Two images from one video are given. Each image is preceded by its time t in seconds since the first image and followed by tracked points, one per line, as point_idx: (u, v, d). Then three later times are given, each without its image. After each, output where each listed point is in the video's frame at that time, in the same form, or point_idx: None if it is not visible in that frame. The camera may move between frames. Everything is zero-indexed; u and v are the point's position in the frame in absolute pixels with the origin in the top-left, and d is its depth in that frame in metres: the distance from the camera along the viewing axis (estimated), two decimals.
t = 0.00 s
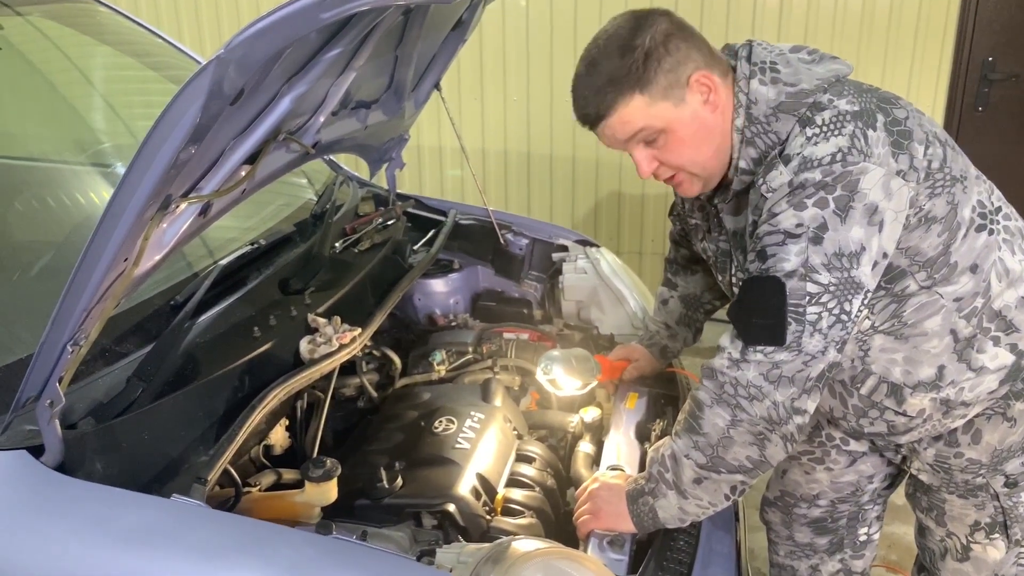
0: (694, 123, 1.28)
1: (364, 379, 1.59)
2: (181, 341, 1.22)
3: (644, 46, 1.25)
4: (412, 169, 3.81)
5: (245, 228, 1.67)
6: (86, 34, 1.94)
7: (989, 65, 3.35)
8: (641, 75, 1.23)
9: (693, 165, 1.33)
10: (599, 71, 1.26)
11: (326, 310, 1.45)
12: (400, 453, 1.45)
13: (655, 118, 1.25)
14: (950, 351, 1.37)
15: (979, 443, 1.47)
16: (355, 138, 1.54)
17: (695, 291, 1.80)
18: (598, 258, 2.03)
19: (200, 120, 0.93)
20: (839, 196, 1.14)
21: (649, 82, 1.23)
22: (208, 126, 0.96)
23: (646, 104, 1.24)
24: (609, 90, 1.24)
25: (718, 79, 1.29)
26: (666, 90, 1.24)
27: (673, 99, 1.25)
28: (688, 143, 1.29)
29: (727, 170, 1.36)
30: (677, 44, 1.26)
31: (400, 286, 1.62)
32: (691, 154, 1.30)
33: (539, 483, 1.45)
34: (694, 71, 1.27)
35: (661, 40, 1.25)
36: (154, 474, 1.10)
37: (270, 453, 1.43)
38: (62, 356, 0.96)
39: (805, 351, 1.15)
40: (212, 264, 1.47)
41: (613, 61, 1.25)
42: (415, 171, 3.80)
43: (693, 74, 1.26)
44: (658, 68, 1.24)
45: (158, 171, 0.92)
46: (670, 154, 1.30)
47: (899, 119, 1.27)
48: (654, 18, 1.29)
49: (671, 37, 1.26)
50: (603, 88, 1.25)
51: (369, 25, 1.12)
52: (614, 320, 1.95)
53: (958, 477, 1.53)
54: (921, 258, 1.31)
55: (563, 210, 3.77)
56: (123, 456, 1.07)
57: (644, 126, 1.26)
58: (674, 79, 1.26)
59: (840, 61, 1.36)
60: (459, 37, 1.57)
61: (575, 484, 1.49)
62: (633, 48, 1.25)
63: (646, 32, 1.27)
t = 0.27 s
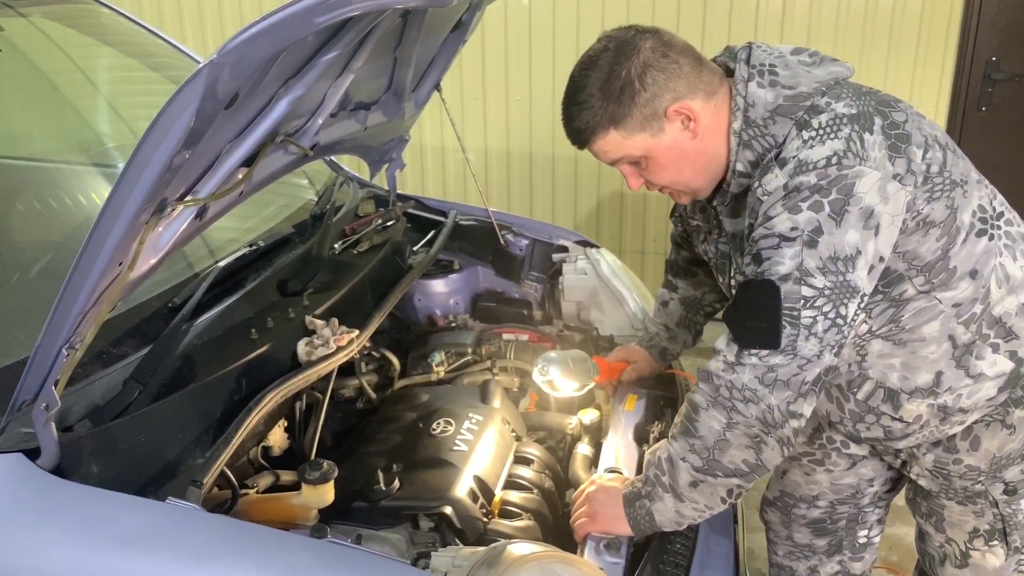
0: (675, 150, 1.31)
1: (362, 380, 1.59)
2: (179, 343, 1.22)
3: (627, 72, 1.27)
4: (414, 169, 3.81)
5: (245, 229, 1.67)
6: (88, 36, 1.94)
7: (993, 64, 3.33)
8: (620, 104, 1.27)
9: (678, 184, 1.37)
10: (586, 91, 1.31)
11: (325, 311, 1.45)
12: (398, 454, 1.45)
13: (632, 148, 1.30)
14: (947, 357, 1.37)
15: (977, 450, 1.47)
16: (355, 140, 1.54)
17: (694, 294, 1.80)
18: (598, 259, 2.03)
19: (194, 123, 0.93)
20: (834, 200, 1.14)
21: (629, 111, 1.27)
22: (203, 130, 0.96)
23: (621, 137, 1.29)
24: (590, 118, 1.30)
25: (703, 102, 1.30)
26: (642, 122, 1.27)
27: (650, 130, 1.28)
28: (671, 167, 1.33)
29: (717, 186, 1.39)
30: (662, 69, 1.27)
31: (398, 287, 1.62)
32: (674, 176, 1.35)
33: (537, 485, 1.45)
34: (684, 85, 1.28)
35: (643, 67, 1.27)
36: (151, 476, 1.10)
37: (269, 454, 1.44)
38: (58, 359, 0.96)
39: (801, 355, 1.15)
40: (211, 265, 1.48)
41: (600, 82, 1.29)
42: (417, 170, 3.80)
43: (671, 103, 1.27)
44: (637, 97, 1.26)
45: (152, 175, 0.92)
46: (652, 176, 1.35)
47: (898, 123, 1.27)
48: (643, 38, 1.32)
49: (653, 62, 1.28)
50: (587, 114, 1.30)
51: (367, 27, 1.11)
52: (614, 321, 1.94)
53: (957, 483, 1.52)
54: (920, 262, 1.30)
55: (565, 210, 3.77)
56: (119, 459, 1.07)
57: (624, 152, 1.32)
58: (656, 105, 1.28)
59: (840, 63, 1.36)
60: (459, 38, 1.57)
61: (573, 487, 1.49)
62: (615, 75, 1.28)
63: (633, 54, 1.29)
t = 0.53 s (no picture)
0: (673, 155, 1.31)
1: (365, 381, 1.60)
2: (182, 345, 1.22)
3: (624, 80, 1.28)
4: (417, 171, 3.81)
5: (248, 231, 1.67)
6: (90, 38, 1.94)
7: (996, 67, 3.33)
8: (617, 112, 1.28)
9: (680, 186, 1.38)
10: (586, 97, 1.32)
11: (328, 314, 1.45)
12: (400, 456, 1.45)
13: (630, 154, 1.32)
14: (950, 363, 1.37)
15: (979, 455, 1.46)
16: (358, 142, 1.54)
17: (696, 296, 1.80)
18: (601, 261, 2.02)
19: (198, 126, 0.93)
20: (832, 200, 1.14)
21: (626, 118, 1.28)
22: (207, 132, 0.96)
23: (619, 144, 1.31)
24: (589, 125, 1.31)
25: (701, 108, 1.29)
26: (639, 129, 1.28)
27: (648, 136, 1.29)
28: (670, 171, 1.34)
29: (720, 189, 1.39)
30: (659, 77, 1.27)
31: (400, 289, 1.62)
32: (674, 180, 1.35)
33: (539, 487, 1.45)
34: (682, 92, 1.28)
35: (639, 76, 1.27)
36: (153, 477, 1.10)
37: (271, 455, 1.44)
38: (62, 360, 0.96)
39: (798, 354, 1.15)
40: (214, 267, 1.48)
41: (599, 88, 1.30)
42: (420, 172, 3.80)
43: (668, 110, 1.27)
44: (634, 105, 1.27)
45: (156, 177, 0.93)
46: (653, 180, 1.37)
47: (900, 123, 1.27)
48: (640, 44, 1.32)
49: (649, 70, 1.27)
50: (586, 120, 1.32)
51: (371, 29, 1.11)
52: (616, 323, 1.94)
53: (959, 489, 1.52)
54: (922, 265, 1.30)
55: (567, 212, 3.76)
56: (122, 460, 1.07)
57: (623, 157, 1.33)
58: (653, 112, 1.28)
59: (844, 64, 1.36)
60: (462, 41, 1.57)
61: (576, 489, 1.49)
62: (613, 82, 1.29)
63: (630, 62, 1.29)
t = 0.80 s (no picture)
0: (672, 164, 1.33)
1: (370, 386, 1.61)
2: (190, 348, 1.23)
3: (622, 91, 1.30)
4: (420, 176, 3.82)
5: (254, 236, 1.69)
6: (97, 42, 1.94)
7: (997, 73, 3.35)
8: (615, 122, 1.30)
9: (680, 195, 1.39)
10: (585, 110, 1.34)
11: (334, 317, 1.46)
12: (406, 459, 1.46)
13: (630, 165, 1.34)
14: (949, 368, 1.38)
15: (978, 461, 1.47)
16: (363, 148, 1.55)
17: (698, 301, 1.81)
18: (604, 266, 2.03)
19: (209, 132, 0.94)
20: (828, 203, 1.15)
21: (625, 128, 1.30)
22: (217, 138, 0.97)
23: (618, 154, 1.32)
24: (589, 136, 1.33)
25: (698, 117, 1.30)
26: (636, 140, 1.30)
27: (646, 146, 1.30)
28: (669, 180, 1.35)
29: (720, 196, 1.39)
30: (658, 87, 1.28)
31: (405, 293, 1.63)
32: (674, 189, 1.36)
33: (544, 491, 1.46)
34: (678, 102, 1.29)
35: (636, 87, 1.29)
36: (162, 480, 1.11)
37: (277, 459, 1.45)
38: (73, 363, 0.98)
39: (798, 356, 1.16)
40: (221, 271, 1.49)
41: (598, 101, 1.32)
42: (424, 177, 3.82)
43: (665, 120, 1.29)
44: (632, 115, 1.29)
45: (168, 182, 0.94)
46: (653, 189, 1.38)
47: (897, 128, 1.26)
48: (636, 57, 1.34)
49: (646, 82, 1.29)
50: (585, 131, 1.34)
51: (378, 36, 1.13)
52: (620, 328, 1.95)
53: (958, 494, 1.53)
54: (920, 268, 1.31)
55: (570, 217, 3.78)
56: (132, 462, 1.08)
57: (622, 168, 1.35)
58: (650, 123, 1.29)
59: (845, 70, 1.37)
60: (466, 47, 1.58)
61: (580, 493, 1.49)
62: (611, 93, 1.31)
63: (627, 74, 1.31)
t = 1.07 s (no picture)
0: (675, 187, 1.35)
1: (374, 391, 1.62)
2: (198, 352, 1.25)
3: (628, 115, 1.31)
4: (423, 183, 3.85)
5: (259, 242, 1.71)
6: (103, 51, 1.97)
7: (996, 81, 3.36)
8: (621, 146, 1.31)
9: (681, 213, 1.42)
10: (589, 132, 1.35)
11: (339, 322, 1.48)
12: (410, 463, 1.47)
13: (634, 187, 1.36)
14: (950, 371, 1.39)
15: (981, 462, 1.48)
16: (367, 155, 1.57)
17: (699, 307, 1.83)
18: (606, 271, 2.05)
19: (219, 139, 0.96)
20: (831, 210, 1.17)
21: (630, 151, 1.31)
22: (226, 146, 0.99)
23: (623, 177, 1.34)
24: (594, 158, 1.35)
25: (701, 141, 1.32)
26: (642, 164, 1.32)
27: (651, 170, 1.32)
28: (673, 200, 1.38)
29: (721, 213, 1.43)
30: (663, 112, 1.29)
31: (409, 299, 1.65)
32: (677, 209, 1.40)
33: (547, 494, 1.47)
34: (683, 126, 1.30)
35: (642, 112, 1.30)
36: (170, 482, 1.12)
37: (283, 463, 1.46)
38: (85, 366, 0.99)
39: (802, 362, 1.17)
40: (227, 278, 1.51)
41: (601, 122, 1.33)
42: (426, 185, 3.85)
43: (670, 145, 1.31)
44: (638, 139, 1.30)
45: (179, 188, 0.96)
46: (656, 209, 1.40)
47: (897, 136, 1.28)
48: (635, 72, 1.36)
49: (652, 107, 1.30)
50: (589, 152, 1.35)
51: (383, 45, 1.14)
52: (621, 334, 1.97)
53: (961, 496, 1.54)
54: (922, 274, 1.32)
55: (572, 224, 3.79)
56: (141, 464, 1.10)
57: (627, 189, 1.38)
58: (656, 147, 1.31)
59: (842, 80, 1.39)
60: (470, 56, 1.61)
61: (583, 496, 1.51)
62: (615, 115, 1.32)
63: (632, 99, 1.32)
